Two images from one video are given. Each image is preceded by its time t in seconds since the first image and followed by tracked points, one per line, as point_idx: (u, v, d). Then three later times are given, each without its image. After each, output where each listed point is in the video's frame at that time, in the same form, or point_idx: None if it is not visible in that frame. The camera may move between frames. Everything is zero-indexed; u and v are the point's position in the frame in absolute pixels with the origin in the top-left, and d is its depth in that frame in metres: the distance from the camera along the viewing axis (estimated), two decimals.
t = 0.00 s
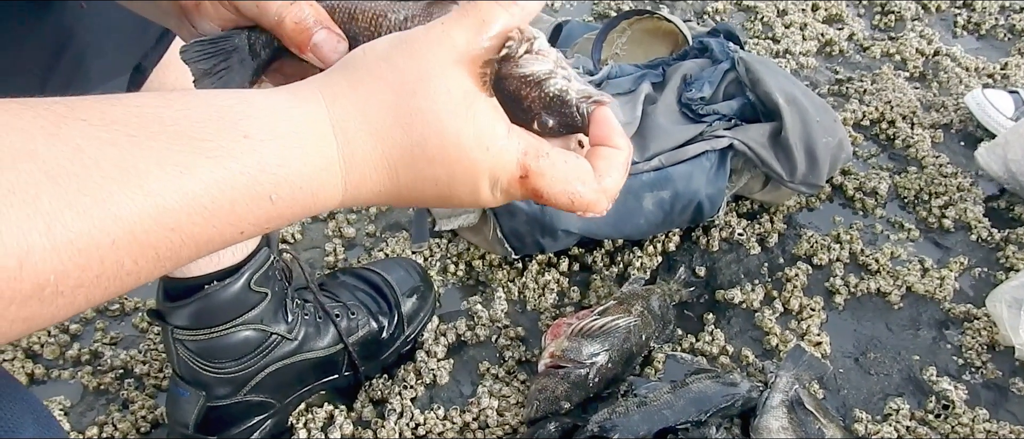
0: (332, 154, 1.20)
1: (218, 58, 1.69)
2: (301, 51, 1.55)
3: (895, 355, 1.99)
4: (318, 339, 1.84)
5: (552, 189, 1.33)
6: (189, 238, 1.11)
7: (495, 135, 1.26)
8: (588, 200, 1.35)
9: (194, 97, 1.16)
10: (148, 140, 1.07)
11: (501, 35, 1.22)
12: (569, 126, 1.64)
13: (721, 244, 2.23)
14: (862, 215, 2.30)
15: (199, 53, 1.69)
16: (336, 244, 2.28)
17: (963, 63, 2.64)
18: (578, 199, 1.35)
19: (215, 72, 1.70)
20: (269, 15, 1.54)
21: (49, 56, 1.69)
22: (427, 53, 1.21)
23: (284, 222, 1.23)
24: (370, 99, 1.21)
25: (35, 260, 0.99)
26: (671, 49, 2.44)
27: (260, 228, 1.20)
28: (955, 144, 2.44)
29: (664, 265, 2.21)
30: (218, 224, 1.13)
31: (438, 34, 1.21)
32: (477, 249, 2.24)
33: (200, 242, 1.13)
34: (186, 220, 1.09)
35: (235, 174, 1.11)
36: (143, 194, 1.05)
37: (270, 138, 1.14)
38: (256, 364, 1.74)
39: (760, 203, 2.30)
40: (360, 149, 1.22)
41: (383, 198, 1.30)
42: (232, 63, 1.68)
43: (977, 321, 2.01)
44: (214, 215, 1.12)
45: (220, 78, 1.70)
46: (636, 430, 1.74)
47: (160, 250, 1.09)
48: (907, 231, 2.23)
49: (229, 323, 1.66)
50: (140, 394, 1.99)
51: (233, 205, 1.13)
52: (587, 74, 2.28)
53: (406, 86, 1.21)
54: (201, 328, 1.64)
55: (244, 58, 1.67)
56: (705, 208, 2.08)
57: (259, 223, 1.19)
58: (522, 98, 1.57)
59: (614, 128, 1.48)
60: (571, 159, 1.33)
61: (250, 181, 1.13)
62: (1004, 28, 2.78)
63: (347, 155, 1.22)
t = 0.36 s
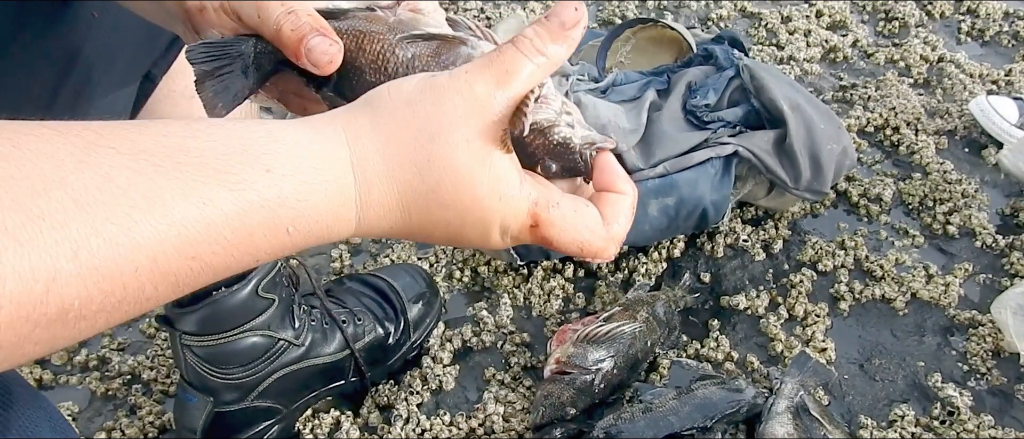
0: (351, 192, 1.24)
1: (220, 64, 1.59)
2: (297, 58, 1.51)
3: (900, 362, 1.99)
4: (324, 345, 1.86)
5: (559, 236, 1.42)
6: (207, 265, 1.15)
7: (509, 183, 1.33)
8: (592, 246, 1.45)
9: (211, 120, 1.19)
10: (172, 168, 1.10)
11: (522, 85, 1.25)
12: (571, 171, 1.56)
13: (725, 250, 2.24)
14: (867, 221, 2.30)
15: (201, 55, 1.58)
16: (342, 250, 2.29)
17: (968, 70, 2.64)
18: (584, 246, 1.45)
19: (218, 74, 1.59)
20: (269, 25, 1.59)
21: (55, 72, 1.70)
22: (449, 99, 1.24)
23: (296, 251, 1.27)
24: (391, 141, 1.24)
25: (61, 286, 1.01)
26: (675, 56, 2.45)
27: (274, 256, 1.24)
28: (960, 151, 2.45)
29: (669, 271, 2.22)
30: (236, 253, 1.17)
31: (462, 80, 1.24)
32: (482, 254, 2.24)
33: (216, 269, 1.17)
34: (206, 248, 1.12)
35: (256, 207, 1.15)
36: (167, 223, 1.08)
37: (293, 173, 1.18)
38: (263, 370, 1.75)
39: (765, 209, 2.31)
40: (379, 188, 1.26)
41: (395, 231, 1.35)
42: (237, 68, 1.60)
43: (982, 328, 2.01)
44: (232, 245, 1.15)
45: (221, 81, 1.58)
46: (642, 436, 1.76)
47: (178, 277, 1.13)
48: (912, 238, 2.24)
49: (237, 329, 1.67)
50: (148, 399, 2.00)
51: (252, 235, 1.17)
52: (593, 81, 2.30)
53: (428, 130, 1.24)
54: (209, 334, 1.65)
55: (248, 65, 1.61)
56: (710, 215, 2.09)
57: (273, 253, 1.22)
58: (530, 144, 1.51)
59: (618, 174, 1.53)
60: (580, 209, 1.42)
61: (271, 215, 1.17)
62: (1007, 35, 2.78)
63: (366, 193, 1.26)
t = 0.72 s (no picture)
0: (365, 206, 1.24)
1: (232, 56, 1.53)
2: (298, 53, 1.41)
3: (904, 366, 1.99)
4: (330, 350, 1.86)
5: (573, 250, 1.41)
6: (221, 279, 1.15)
7: (524, 198, 1.33)
8: (607, 259, 1.44)
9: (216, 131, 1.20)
10: (187, 184, 1.10)
11: (537, 102, 1.23)
12: (580, 185, 1.56)
13: (729, 254, 2.24)
14: (870, 225, 2.30)
15: (216, 49, 1.51)
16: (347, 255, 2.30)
17: (971, 74, 2.65)
18: (599, 259, 1.44)
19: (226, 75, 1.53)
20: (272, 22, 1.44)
21: (61, 86, 1.65)
22: (463, 115, 1.23)
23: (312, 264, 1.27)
24: (404, 156, 1.23)
25: (75, 303, 1.03)
26: (678, 61, 2.46)
27: (290, 269, 1.24)
28: (963, 155, 2.45)
29: (673, 275, 2.22)
30: (250, 267, 1.17)
31: (475, 97, 1.23)
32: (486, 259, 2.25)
33: (231, 282, 1.17)
34: (219, 263, 1.12)
35: (269, 222, 1.15)
36: (181, 238, 1.08)
37: (306, 189, 1.17)
38: (268, 375, 1.75)
39: (768, 213, 2.31)
40: (393, 202, 1.26)
41: (410, 244, 1.34)
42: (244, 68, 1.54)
43: (985, 332, 2.01)
44: (246, 260, 1.15)
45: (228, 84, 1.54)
46: None
47: (191, 292, 1.13)
48: (915, 242, 2.24)
49: (242, 335, 1.68)
50: (153, 405, 2.01)
51: (265, 249, 1.16)
52: (598, 87, 2.33)
53: (441, 145, 1.24)
54: (214, 340, 1.66)
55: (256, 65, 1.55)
56: (713, 219, 2.09)
57: (289, 266, 1.22)
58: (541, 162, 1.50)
59: (627, 186, 1.51)
60: (595, 223, 1.41)
61: (284, 230, 1.16)
62: (1010, 39, 2.79)
63: (379, 208, 1.25)
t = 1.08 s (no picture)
0: (391, 224, 1.25)
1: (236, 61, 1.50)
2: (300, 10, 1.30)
3: (906, 370, 2.00)
4: (334, 355, 1.87)
5: (601, 265, 1.41)
6: (243, 299, 1.15)
7: (549, 214, 1.34)
8: (637, 274, 1.43)
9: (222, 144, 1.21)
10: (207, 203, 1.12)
11: (561, 117, 1.26)
12: (603, 203, 1.58)
13: (732, 259, 2.25)
14: (872, 230, 2.31)
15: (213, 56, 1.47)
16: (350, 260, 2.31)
17: (972, 78, 2.66)
18: (628, 275, 1.43)
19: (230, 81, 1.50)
20: None
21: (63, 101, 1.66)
22: (486, 133, 1.25)
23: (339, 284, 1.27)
24: (428, 173, 1.25)
25: (96, 322, 1.03)
26: (680, 66, 2.47)
27: (317, 289, 1.24)
28: (964, 159, 2.46)
29: (675, 280, 2.23)
30: (273, 287, 1.17)
31: (498, 115, 1.26)
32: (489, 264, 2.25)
33: (254, 302, 1.17)
34: (241, 281, 1.13)
35: (292, 240, 1.16)
36: (203, 257, 1.09)
37: (330, 206, 1.18)
38: (273, 380, 1.76)
39: (770, 218, 2.32)
40: (418, 220, 1.27)
41: (436, 263, 1.35)
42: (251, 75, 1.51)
43: (987, 336, 2.01)
44: (270, 279, 1.16)
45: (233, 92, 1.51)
46: None
47: (212, 311, 1.13)
48: (917, 246, 2.24)
49: (247, 340, 1.70)
50: (158, 410, 2.02)
51: (288, 268, 1.17)
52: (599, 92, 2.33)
53: (465, 162, 1.25)
54: (221, 345, 1.68)
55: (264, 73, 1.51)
56: (716, 224, 2.10)
57: (313, 286, 1.22)
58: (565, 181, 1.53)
59: (652, 201, 1.52)
60: (621, 238, 1.41)
61: (308, 247, 1.17)
62: (1011, 43, 2.80)
63: (405, 225, 1.26)
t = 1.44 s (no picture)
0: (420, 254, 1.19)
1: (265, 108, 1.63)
2: None
3: (908, 374, 2.00)
4: (337, 357, 1.88)
5: (638, 304, 1.28)
6: (263, 332, 1.10)
7: (584, 246, 1.25)
8: (675, 313, 1.28)
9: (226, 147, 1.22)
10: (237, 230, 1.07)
11: (596, 152, 1.23)
12: (638, 242, 1.48)
13: (734, 262, 2.25)
14: (874, 234, 2.31)
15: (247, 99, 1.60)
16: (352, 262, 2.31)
17: (973, 83, 2.67)
18: (666, 312, 1.28)
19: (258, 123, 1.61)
20: None
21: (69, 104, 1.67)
22: (523, 163, 1.22)
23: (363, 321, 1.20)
24: (462, 202, 1.21)
25: (111, 349, 0.98)
26: (683, 70, 2.47)
27: (339, 324, 1.17)
28: (965, 163, 2.47)
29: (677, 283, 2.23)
30: (292, 320, 1.11)
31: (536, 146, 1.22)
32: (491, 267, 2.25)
33: (272, 336, 1.11)
34: (262, 313, 1.08)
35: (318, 270, 1.10)
36: (225, 286, 1.04)
37: (360, 234, 1.14)
38: (277, 382, 1.77)
39: (772, 221, 2.33)
40: (449, 251, 1.21)
41: (465, 298, 1.27)
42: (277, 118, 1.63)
43: (989, 341, 2.02)
44: (290, 311, 1.10)
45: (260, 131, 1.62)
46: None
47: (228, 342, 1.07)
48: (919, 250, 2.25)
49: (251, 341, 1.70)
50: (161, 411, 2.02)
51: (311, 300, 1.11)
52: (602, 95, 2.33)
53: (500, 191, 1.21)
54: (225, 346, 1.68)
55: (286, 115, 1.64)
56: (718, 228, 2.10)
57: (335, 321, 1.16)
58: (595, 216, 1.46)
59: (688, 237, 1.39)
60: (659, 274, 1.28)
61: (333, 277, 1.11)
62: (1012, 48, 2.81)
63: (433, 256, 1.20)
